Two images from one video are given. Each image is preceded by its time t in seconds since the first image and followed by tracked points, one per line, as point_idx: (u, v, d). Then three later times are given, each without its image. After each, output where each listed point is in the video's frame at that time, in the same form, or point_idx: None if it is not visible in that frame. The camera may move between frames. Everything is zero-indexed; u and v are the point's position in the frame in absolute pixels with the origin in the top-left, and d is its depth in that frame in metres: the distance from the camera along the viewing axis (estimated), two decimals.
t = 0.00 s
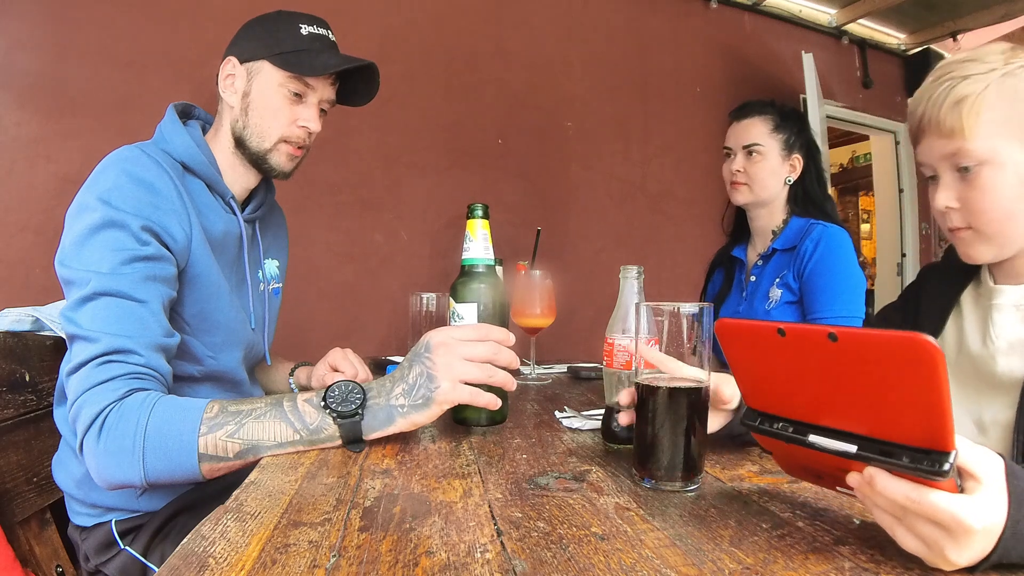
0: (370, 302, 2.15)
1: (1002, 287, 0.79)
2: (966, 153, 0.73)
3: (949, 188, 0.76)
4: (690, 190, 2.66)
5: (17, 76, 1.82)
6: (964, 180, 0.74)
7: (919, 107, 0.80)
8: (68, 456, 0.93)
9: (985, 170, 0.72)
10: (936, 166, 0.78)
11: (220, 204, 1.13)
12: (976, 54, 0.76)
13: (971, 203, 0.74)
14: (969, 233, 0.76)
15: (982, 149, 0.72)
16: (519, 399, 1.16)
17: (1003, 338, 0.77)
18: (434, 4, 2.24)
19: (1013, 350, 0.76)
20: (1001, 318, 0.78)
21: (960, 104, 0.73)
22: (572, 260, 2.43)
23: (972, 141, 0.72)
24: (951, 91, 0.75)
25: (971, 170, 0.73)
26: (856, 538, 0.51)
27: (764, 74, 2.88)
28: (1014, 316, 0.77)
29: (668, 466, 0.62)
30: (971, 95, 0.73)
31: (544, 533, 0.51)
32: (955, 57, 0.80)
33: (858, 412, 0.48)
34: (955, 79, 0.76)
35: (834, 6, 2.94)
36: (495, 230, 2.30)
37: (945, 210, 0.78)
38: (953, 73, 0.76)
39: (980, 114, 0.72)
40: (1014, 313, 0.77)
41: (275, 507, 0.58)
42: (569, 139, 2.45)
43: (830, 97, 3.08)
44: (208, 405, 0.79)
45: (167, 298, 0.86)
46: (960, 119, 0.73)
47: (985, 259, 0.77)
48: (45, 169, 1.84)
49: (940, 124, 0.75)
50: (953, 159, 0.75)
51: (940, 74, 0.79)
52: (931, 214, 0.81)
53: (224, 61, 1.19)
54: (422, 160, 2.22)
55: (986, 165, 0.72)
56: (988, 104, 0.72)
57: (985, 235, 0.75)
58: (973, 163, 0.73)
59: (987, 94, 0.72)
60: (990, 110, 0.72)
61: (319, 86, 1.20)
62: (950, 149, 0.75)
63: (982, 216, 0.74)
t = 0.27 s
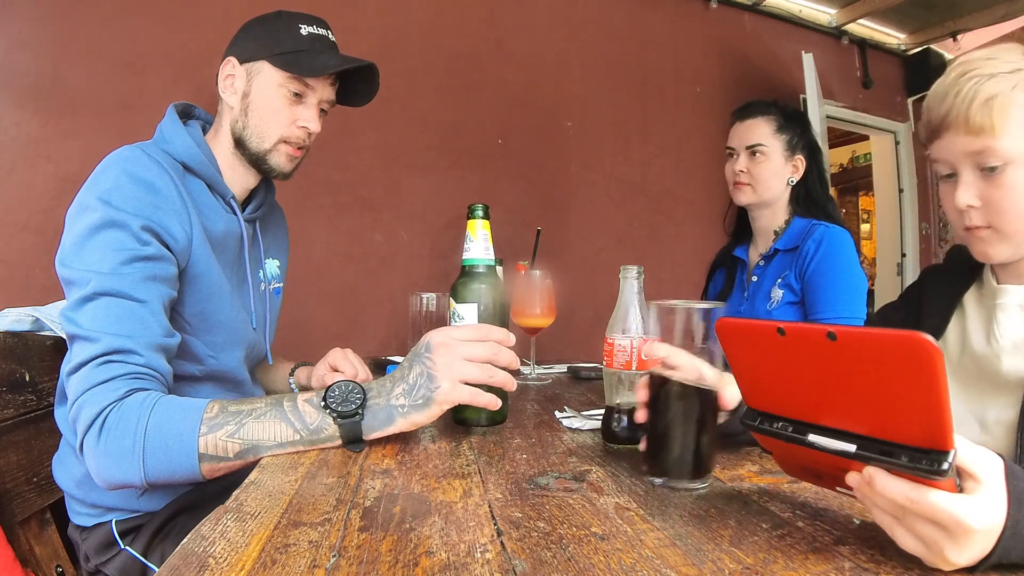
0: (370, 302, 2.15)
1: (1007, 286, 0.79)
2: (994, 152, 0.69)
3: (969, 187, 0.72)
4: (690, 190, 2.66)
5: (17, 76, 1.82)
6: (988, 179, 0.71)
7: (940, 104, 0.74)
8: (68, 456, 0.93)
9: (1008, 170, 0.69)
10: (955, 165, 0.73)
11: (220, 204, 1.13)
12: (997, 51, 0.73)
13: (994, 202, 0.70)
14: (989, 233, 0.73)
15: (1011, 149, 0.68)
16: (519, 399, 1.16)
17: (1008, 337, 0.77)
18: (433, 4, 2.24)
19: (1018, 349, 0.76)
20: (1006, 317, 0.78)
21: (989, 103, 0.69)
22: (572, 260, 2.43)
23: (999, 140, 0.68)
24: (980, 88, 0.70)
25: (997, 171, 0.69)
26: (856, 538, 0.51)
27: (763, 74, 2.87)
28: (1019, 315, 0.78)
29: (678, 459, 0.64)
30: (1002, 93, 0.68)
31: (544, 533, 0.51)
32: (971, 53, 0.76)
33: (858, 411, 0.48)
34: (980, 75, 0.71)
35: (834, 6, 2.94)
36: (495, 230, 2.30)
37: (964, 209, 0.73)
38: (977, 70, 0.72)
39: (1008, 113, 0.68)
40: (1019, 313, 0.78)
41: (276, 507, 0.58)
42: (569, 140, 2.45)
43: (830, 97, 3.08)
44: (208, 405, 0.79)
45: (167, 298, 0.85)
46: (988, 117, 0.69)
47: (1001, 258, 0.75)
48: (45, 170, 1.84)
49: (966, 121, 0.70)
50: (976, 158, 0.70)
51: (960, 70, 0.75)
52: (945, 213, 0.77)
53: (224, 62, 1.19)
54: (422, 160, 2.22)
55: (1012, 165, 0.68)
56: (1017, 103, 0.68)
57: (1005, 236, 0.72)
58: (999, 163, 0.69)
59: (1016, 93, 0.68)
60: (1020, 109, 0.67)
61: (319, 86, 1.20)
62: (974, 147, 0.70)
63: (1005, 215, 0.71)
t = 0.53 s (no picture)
0: (370, 302, 2.15)
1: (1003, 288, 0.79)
2: (1000, 158, 0.68)
3: (973, 191, 0.72)
4: (690, 190, 2.66)
5: (17, 76, 1.82)
6: (992, 185, 0.70)
7: (944, 107, 0.74)
8: (68, 456, 0.93)
9: (1014, 176, 0.68)
10: (959, 168, 0.72)
11: (220, 204, 1.13)
12: (1000, 56, 0.72)
13: (998, 207, 0.70)
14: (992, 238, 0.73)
15: (1017, 155, 0.67)
16: (519, 399, 1.16)
17: (1004, 338, 0.77)
18: (433, 4, 2.24)
19: (1014, 349, 0.76)
20: (1002, 318, 0.78)
21: (997, 107, 0.68)
22: (572, 260, 2.43)
23: (1007, 145, 0.67)
24: (988, 93, 0.69)
25: (1003, 177, 0.69)
26: (856, 538, 0.51)
27: (763, 74, 2.87)
28: (1014, 316, 0.77)
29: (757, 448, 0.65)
30: (1010, 99, 0.68)
31: (544, 533, 0.51)
32: (976, 54, 0.75)
33: (857, 411, 0.47)
34: (987, 80, 0.70)
35: (834, 6, 2.94)
36: (495, 230, 2.30)
37: (967, 214, 0.73)
38: (982, 74, 0.71)
39: (1017, 117, 0.67)
40: (1015, 314, 0.77)
41: (276, 507, 0.58)
42: (569, 139, 2.45)
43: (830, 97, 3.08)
44: (208, 405, 0.79)
45: (168, 298, 0.85)
46: (998, 121, 0.68)
47: (1003, 261, 0.75)
48: (45, 169, 1.84)
49: (973, 125, 0.70)
50: (982, 164, 0.70)
51: (963, 72, 0.74)
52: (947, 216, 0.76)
53: (224, 63, 1.19)
54: (422, 160, 2.22)
55: (1017, 171, 0.68)
56: None
57: (1008, 241, 0.72)
58: (1004, 169, 0.68)
59: None
60: None
61: (320, 86, 1.20)
62: (981, 152, 0.69)
63: (1009, 221, 0.70)
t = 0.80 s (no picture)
0: (370, 302, 2.15)
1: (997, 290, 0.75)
2: (993, 167, 0.66)
3: (966, 201, 0.70)
4: (690, 190, 2.66)
5: (17, 76, 1.82)
6: (985, 194, 0.68)
7: (936, 115, 0.71)
8: (68, 456, 0.93)
9: (1007, 185, 0.66)
10: (950, 177, 0.70)
11: (220, 204, 1.13)
12: (993, 60, 0.70)
13: (990, 217, 0.68)
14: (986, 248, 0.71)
15: (1011, 164, 0.66)
16: (519, 399, 1.16)
17: (998, 338, 0.73)
18: (433, 4, 2.24)
19: (1007, 350, 0.72)
20: (995, 319, 0.74)
21: (992, 115, 0.66)
22: (573, 260, 2.43)
23: (1001, 154, 0.66)
24: (980, 102, 0.67)
25: (995, 186, 0.67)
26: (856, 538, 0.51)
27: (763, 74, 2.87)
28: (1008, 317, 0.73)
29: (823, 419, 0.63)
30: (1003, 107, 0.66)
31: (544, 533, 0.51)
32: (968, 57, 0.73)
33: (858, 408, 0.47)
34: (980, 88, 0.68)
35: (834, 6, 2.94)
36: (495, 230, 2.30)
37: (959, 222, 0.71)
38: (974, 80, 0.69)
39: (1012, 125, 0.65)
40: (1009, 315, 0.73)
41: (275, 507, 0.58)
42: (569, 140, 2.44)
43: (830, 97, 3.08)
44: (207, 405, 0.79)
45: (167, 298, 0.86)
46: (992, 129, 0.66)
47: (997, 272, 0.73)
48: (45, 169, 1.84)
49: (967, 133, 0.68)
50: (974, 173, 0.68)
51: (955, 78, 0.72)
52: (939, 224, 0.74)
53: (223, 60, 1.18)
54: (422, 159, 2.22)
55: (1011, 180, 0.66)
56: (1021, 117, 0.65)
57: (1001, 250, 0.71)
58: (997, 178, 0.67)
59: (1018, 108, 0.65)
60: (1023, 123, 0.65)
61: (322, 73, 1.21)
62: (974, 161, 0.67)
63: (1001, 231, 0.69)
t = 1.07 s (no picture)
0: (370, 302, 2.15)
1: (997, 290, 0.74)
2: (986, 170, 0.67)
3: (959, 203, 0.69)
4: (691, 190, 2.66)
5: (17, 76, 1.82)
6: (979, 196, 0.68)
7: (932, 119, 0.72)
8: (68, 456, 0.93)
9: (1001, 188, 0.66)
10: (945, 179, 0.71)
11: (220, 204, 1.13)
12: (988, 64, 0.70)
13: (985, 219, 0.67)
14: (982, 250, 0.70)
15: (1005, 167, 0.66)
16: (519, 399, 1.16)
17: (998, 338, 0.72)
18: (433, 4, 2.25)
19: (1007, 349, 0.71)
20: (995, 319, 0.73)
21: (986, 119, 0.66)
22: (573, 260, 2.43)
23: (995, 157, 0.66)
24: (975, 107, 0.68)
25: (989, 188, 0.67)
26: (856, 538, 0.51)
27: (763, 74, 2.87)
28: (1007, 318, 0.73)
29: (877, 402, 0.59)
30: (997, 112, 0.66)
31: (544, 533, 0.51)
32: (964, 60, 0.73)
33: (857, 404, 0.48)
34: (975, 92, 0.69)
35: (834, 6, 2.94)
36: (495, 230, 2.30)
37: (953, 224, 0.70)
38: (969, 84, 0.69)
39: (1005, 128, 0.66)
40: (1008, 315, 0.73)
41: (275, 507, 0.58)
42: (569, 140, 2.44)
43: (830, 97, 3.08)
44: (207, 405, 0.79)
45: (167, 298, 0.86)
46: (986, 132, 0.66)
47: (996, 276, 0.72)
48: (45, 169, 1.84)
49: (961, 136, 0.68)
50: (968, 175, 0.68)
51: (951, 82, 0.72)
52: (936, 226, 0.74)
53: (221, 59, 1.18)
54: (422, 159, 2.22)
55: (1005, 183, 0.66)
56: (1014, 121, 0.65)
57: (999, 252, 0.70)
58: (991, 180, 0.67)
59: (1012, 112, 0.66)
60: (1017, 126, 0.65)
61: (319, 70, 1.22)
62: (967, 163, 0.68)
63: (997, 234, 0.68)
